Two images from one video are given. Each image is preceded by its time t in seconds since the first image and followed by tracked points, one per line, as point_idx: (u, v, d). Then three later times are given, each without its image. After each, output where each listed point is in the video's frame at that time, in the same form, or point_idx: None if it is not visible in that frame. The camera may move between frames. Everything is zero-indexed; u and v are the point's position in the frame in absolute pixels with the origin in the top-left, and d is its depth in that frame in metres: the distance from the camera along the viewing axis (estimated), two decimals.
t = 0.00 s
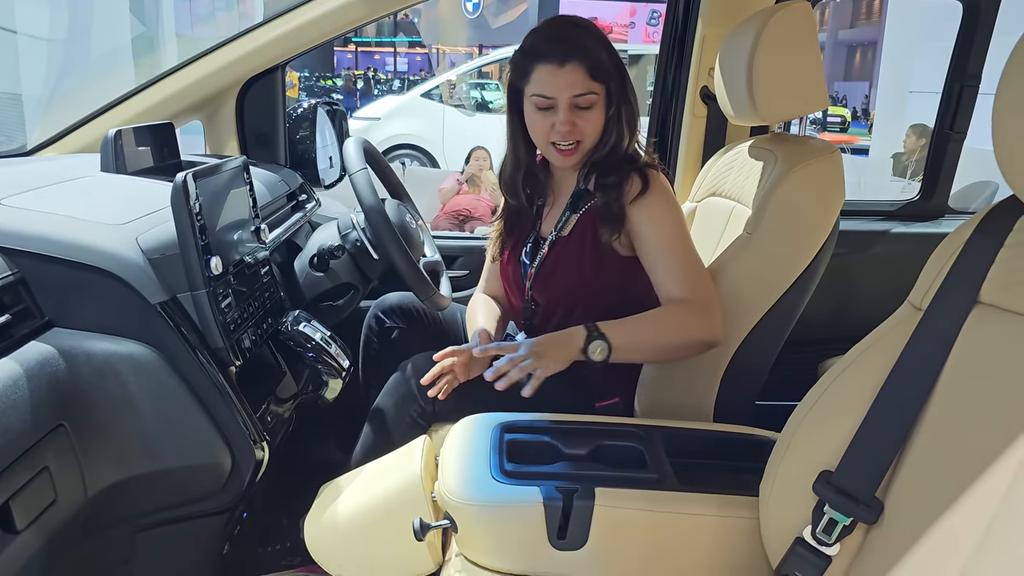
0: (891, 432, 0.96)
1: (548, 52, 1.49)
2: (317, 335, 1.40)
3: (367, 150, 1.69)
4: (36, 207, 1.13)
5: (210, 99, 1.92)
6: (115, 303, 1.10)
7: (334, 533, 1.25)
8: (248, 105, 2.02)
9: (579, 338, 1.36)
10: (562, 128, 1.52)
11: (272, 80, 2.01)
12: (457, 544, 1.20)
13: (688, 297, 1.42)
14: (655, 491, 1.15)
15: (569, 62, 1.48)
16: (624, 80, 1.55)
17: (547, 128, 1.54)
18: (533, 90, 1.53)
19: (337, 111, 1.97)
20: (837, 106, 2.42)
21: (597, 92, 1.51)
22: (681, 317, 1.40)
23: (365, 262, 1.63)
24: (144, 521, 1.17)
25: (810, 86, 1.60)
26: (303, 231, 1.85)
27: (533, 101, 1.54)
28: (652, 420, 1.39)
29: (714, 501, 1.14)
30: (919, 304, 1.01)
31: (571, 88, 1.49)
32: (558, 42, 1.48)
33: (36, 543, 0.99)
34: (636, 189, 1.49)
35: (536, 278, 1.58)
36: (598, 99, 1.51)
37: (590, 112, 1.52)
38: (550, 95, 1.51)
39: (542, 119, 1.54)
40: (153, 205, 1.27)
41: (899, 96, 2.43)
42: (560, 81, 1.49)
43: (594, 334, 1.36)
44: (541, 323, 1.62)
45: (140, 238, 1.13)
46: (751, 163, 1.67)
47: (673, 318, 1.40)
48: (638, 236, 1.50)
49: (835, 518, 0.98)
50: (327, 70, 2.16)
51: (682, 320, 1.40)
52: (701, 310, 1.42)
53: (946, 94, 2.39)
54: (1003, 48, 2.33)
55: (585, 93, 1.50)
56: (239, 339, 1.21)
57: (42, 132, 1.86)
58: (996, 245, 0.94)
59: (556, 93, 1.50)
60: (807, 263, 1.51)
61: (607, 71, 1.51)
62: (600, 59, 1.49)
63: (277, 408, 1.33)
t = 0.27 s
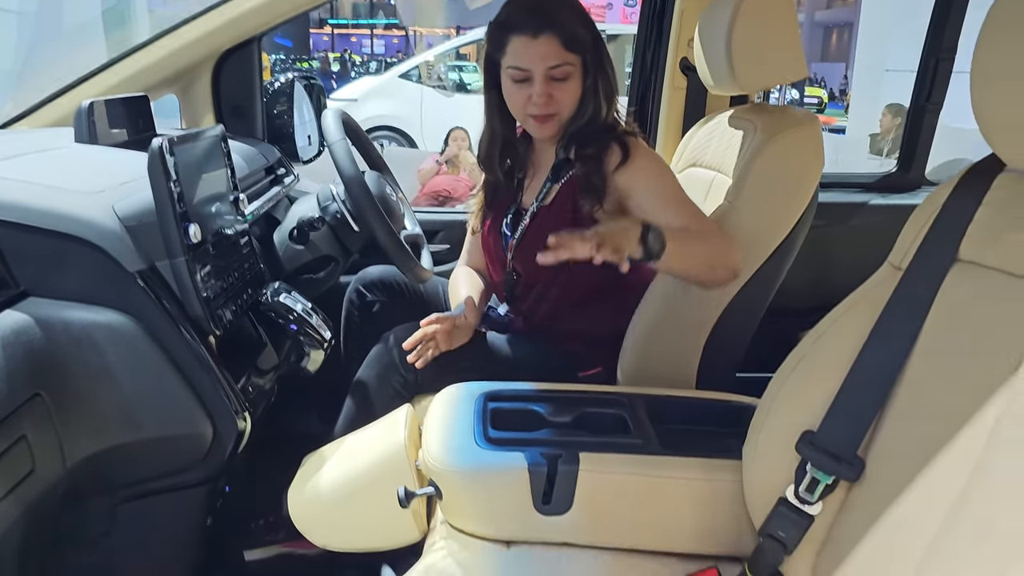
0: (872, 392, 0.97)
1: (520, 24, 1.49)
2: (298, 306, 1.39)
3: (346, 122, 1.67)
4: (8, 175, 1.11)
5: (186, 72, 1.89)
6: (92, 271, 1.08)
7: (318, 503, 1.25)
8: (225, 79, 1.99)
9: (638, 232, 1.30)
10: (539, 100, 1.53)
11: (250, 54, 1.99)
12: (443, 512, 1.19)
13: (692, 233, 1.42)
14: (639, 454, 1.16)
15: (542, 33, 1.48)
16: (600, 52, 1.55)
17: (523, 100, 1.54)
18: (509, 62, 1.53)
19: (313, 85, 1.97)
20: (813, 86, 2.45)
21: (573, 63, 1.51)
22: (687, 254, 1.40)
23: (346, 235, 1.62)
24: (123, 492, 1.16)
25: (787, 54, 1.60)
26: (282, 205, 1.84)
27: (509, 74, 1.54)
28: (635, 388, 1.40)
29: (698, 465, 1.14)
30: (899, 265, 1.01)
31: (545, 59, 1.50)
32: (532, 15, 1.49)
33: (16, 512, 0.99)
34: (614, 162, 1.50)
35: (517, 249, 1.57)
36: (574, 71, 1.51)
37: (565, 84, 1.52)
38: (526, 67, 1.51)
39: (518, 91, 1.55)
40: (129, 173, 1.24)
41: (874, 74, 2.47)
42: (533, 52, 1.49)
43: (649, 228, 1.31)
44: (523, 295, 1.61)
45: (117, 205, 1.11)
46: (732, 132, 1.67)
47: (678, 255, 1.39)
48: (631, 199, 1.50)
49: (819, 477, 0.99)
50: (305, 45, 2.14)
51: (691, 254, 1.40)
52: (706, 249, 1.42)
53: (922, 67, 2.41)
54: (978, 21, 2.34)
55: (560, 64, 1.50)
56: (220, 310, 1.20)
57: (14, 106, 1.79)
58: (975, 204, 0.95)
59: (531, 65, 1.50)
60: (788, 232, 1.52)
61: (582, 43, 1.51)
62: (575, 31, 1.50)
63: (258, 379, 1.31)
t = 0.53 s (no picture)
0: (839, 333, 0.99)
1: None
2: (263, 263, 1.37)
3: (308, 80, 1.64)
4: None
5: (140, 30, 1.83)
6: (52, 221, 1.05)
7: (287, 457, 1.24)
8: (180, 39, 1.92)
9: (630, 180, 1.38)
10: (517, 60, 1.52)
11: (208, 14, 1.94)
12: (413, 464, 1.19)
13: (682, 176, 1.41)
14: (609, 404, 1.17)
15: None
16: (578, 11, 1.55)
17: (501, 60, 1.54)
18: (488, 19, 1.53)
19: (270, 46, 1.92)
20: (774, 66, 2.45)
21: (552, 23, 1.51)
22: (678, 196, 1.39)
23: (309, 195, 1.58)
24: (88, 449, 1.14)
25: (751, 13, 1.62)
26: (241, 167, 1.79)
27: (487, 32, 1.54)
28: (602, 344, 1.41)
29: (667, 415, 1.16)
30: (866, 210, 1.03)
31: (525, 17, 1.50)
32: None
33: None
34: (595, 124, 1.48)
35: (490, 206, 1.58)
36: (552, 30, 1.52)
37: (544, 43, 1.52)
38: (504, 25, 1.51)
39: (496, 50, 1.54)
40: (84, 121, 1.20)
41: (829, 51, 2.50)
42: (512, 10, 1.50)
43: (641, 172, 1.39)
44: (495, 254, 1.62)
45: (76, 152, 1.08)
46: (697, 92, 1.68)
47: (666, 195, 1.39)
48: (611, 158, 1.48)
49: (784, 419, 1.02)
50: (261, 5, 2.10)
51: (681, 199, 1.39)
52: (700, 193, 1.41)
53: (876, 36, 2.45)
54: None
55: (539, 23, 1.51)
56: (186, 265, 1.19)
57: None
58: (941, 147, 0.97)
59: (509, 23, 1.51)
60: (751, 189, 1.55)
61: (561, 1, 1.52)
62: None
63: (224, 338, 1.30)
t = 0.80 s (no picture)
0: (810, 321, 1.01)
1: None
2: (242, 258, 1.38)
3: (286, 76, 1.64)
4: None
5: (115, 26, 1.82)
6: (32, 215, 1.05)
7: (269, 450, 1.25)
8: (156, 35, 1.93)
9: (565, 303, 1.36)
10: (503, 54, 1.53)
11: (182, 9, 1.94)
12: (394, 455, 1.20)
13: (636, 228, 1.42)
14: (587, 393, 1.19)
15: None
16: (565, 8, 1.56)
17: (486, 54, 1.55)
18: (475, 13, 1.53)
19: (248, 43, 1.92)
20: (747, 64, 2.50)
21: (537, 18, 1.53)
22: (620, 269, 1.41)
23: (287, 190, 1.58)
24: (69, 444, 1.14)
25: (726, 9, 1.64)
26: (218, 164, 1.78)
27: (473, 25, 1.55)
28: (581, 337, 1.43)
29: (645, 403, 1.18)
30: (837, 200, 1.05)
31: (511, 12, 1.51)
32: None
33: None
34: (571, 124, 1.50)
35: (468, 200, 1.60)
36: (537, 26, 1.53)
37: (529, 38, 1.53)
38: (491, 19, 1.52)
39: (482, 44, 1.55)
40: (62, 119, 1.21)
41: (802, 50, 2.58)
42: (500, 4, 1.50)
43: (579, 294, 1.37)
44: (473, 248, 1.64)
45: (54, 147, 1.08)
46: (672, 88, 1.70)
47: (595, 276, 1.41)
48: (584, 161, 1.51)
49: (759, 405, 1.04)
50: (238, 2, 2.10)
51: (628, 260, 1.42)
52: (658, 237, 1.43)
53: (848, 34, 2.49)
54: None
55: (525, 18, 1.52)
56: (168, 258, 1.20)
57: None
58: (908, 136, 0.99)
59: (496, 17, 1.51)
60: (725, 182, 1.57)
61: None
62: None
63: (205, 333, 1.29)
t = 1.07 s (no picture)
0: (774, 323, 1.04)
1: None
2: (219, 268, 1.38)
3: (261, 87, 1.66)
4: None
5: (91, 37, 1.83)
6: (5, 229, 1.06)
7: (247, 458, 1.26)
8: (132, 46, 1.92)
9: (538, 318, 1.39)
10: (475, 58, 1.55)
11: (159, 19, 1.94)
12: (371, 461, 1.22)
13: (611, 237, 1.45)
14: (560, 397, 1.20)
15: None
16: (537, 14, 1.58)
17: (459, 58, 1.57)
18: (448, 17, 1.55)
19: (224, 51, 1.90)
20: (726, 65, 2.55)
21: (510, 23, 1.54)
22: (594, 279, 1.43)
23: (264, 200, 1.59)
24: (45, 455, 1.14)
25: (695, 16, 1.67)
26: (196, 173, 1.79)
27: (446, 30, 1.57)
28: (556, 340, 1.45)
29: (617, 406, 1.20)
30: (799, 204, 1.08)
31: (483, 16, 1.52)
32: None
33: None
34: (545, 132, 1.51)
35: (449, 210, 1.60)
36: (511, 30, 1.55)
37: (501, 43, 1.55)
38: (463, 22, 1.54)
39: (454, 49, 1.57)
40: (37, 132, 1.22)
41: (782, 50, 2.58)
42: (471, 8, 1.52)
43: (550, 307, 1.40)
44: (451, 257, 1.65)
45: (27, 161, 1.09)
46: (644, 94, 1.72)
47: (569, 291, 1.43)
48: (559, 169, 1.53)
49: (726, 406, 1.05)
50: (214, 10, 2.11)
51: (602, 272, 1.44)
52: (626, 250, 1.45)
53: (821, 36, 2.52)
54: None
55: (498, 23, 1.54)
56: (142, 269, 1.20)
57: None
58: (866, 141, 1.02)
59: (469, 21, 1.53)
60: (696, 188, 1.60)
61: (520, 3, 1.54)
62: None
63: (181, 341, 1.30)
